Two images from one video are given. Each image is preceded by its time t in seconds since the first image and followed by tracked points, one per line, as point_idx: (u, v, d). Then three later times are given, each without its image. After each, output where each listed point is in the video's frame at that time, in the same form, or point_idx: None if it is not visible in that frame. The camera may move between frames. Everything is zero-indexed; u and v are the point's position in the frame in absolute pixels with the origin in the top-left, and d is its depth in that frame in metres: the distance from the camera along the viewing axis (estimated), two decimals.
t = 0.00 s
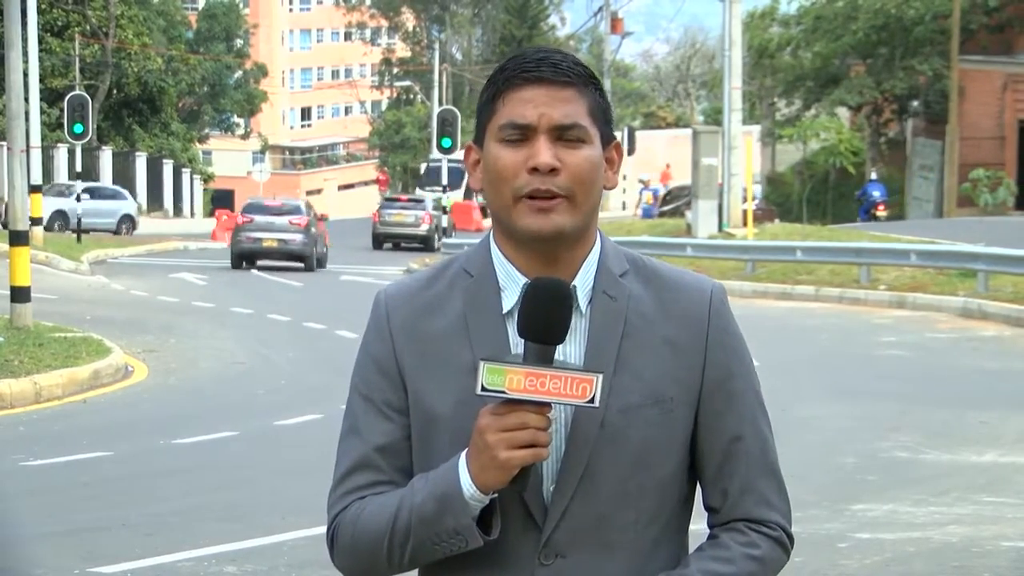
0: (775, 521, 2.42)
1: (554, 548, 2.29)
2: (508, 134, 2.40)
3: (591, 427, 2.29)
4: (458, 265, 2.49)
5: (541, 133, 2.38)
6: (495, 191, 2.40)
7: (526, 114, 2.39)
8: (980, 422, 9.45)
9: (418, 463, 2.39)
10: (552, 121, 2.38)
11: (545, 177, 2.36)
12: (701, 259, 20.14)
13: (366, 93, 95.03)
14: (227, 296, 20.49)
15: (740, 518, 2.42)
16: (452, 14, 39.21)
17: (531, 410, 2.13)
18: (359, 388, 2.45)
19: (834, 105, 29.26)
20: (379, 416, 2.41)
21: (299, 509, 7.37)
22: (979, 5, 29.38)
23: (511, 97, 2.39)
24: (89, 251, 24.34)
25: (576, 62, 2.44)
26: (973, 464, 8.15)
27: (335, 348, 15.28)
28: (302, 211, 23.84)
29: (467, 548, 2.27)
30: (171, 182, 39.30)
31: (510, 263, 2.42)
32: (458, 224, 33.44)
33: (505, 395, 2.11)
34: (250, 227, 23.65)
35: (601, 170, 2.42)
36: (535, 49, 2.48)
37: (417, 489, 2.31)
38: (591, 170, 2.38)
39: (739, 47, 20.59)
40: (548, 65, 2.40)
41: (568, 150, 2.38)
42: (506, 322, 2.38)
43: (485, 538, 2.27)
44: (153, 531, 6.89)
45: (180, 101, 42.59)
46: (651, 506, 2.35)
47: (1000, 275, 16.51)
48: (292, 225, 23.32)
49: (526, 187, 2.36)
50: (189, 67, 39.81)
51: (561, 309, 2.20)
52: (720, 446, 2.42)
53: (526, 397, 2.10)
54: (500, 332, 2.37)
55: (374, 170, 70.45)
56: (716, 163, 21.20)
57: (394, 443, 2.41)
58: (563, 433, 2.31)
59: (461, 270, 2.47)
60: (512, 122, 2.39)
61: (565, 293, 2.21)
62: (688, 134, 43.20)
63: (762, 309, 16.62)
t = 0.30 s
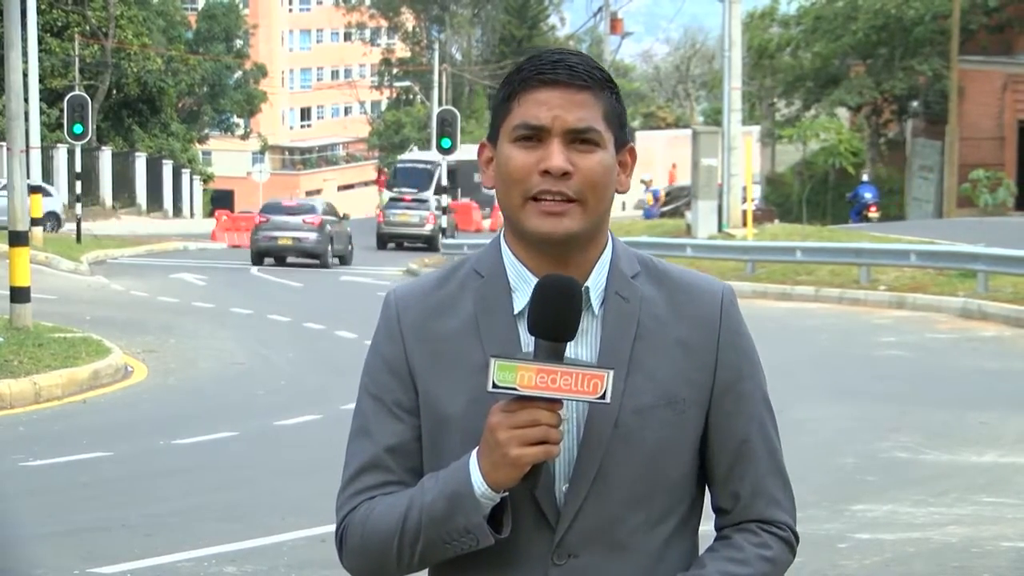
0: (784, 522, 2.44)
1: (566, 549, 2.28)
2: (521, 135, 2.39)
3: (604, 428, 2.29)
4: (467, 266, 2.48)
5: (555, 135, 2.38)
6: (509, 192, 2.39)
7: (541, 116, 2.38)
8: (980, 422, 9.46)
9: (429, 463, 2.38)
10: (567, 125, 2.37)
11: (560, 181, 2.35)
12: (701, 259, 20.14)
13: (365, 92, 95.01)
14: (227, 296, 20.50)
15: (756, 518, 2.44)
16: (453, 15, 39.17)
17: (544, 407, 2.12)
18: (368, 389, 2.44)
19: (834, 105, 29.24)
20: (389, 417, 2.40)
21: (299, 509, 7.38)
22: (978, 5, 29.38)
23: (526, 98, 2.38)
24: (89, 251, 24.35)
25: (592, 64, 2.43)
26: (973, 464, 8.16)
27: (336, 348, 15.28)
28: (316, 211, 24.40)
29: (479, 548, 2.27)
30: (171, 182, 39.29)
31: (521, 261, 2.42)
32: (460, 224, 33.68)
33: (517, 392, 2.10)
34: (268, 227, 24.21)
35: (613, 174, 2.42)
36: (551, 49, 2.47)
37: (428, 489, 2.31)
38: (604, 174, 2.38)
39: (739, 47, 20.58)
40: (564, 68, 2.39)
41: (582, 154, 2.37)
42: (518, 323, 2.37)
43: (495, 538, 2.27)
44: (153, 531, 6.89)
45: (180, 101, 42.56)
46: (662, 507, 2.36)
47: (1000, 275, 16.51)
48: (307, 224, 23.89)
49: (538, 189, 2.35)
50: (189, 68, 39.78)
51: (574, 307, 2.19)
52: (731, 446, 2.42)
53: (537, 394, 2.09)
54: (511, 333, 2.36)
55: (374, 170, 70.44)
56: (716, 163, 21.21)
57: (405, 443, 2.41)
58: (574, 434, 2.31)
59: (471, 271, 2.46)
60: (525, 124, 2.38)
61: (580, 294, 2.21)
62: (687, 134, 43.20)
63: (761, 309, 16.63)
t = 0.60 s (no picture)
0: (836, 523, 2.42)
1: (615, 548, 2.24)
2: (564, 141, 2.34)
3: (651, 431, 2.25)
4: (510, 267, 2.44)
5: (598, 142, 2.33)
6: (554, 197, 2.34)
7: (584, 123, 2.33)
8: (980, 422, 9.46)
9: (474, 463, 2.34)
10: (610, 130, 2.32)
11: (605, 187, 2.31)
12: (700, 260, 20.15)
13: (365, 92, 95.03)
14: (228, 296, 20.50)
15: (813, 516, 2.41)
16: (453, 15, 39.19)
17: (587, 406, 2.09)
18: (412, 390, 2.41)
19: (834, 105, 29.21)
20: (434, 418, 2.37)
21: (300, 509, 7.38)
22: (979, 5, 29.36)
23: (569, 104, 2.33)
24: (89, 251, 24.35)
25: (637, 66, 2.36)
26: (974, 464, 8.16)
27: (337, 349, 15.29)
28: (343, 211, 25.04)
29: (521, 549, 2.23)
30: (171, 183, 39.27)
31: (565, 264, 2.37)
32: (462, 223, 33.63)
33: (560, 391, 2.07)
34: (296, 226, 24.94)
35: (658, 180, 2.37)
36: (592, 51, 2.41)
37: (473, 487, 2.27)
38: (649, 179, 2.33)
39: (739, 47, 20.57)
40: (607, 72, 2.33)
41: (625, 160, 2.32)
42: (563, 323, 2.33)
43: (539, 537, 2.23)
44: (153, 530, 6.90)
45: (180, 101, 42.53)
46: (711, 506, 2.32)
47: (1000, 275, 16.51)
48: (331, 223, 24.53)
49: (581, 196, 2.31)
50: (189, 68, 39.73)
51: (619, 305, 2.16)
52: (778, 448, 2.39)
53: (581, 394, 2.06)
54: (556, 332, 2.31)
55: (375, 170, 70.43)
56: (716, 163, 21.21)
57: (447, 443, 2.37)
58: (623, 436, 2.26)
59: (516, 272, 2.42)
60: (568, 130, 2.33)
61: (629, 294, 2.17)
62: (687, 134, 43.22)
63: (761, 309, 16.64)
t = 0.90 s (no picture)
0: (917, 531, 2.41)
1: (687, 552, 2.25)
2: (631, 163, 2.31)
3: (730, 437, 2.26)
4: (591, 267, 2.45)
5: (662, 167, 2.29)
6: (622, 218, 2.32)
7: (646, 146, 2.30)
8: (981, 423, 9.47)
9: (547, 465, 2.36)
10: (673, 156, 2.28)
11: (666, 213, 2.28)
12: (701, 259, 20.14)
13: (365, 94, 95.04)
14: (228, 296, 20.49)
15: (896, 527, 2.40)
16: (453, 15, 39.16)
17: (656, 432, 2.06)
18: (488, 386, 2.42)
19: (834, 106, 29.21)
20: (507, 417, 2.38)
21: (301, 509, 7.39)
22: (979, 6, 29.39)
23: (635, 128, 2.29)
24: (89, 252, 24.36)
25: (707, 85, 2.30)
26: (974, 465, 8.16)
27: (338, 349, 15.30)
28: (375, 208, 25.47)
29: (585, 558, 2.24)
30: (171, 183, 39.23)
31: (642, 270, 2.37)
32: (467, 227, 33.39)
33: (630, 417, 2.05)
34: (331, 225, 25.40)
35: (726, 200, 2.33)
36: (664, 63, 2.36)
37: (542, 491, 2.28)
38: (713, 203, 2.29)
39: (739, 48, 20.54)
40: (673, 97, 2.28)
41: (689, 184, 2.29)
42: (640, 327, 2.34)
43: (604, 548, 2.24)
44: (153, 531, 6.90)
45: (180, 102, 42.51)
46: (785, 514, 2.32)
47: (1000, 275, 16.51)
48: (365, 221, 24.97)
49: (644, 220, 2.29)
50: (189, 68, 39.72)
51: (695, 326, 2.14)
52: (854, 458, 2.38)
53: (649, 422, 2.04)
54: (632, 338, 2.32)
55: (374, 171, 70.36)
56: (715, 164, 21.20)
57: (518, 442, 2.38)
58: (697, 448, 2.27)
59: (597, 273, 2.43)
60: (632, 153, 2.30)
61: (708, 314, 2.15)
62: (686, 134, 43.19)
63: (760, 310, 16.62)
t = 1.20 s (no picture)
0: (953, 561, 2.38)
1: (742, 552, 2.25)
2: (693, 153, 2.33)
3: (796, 443, 2.25)
4: (670, 257, 2.45)
5: (719, 159, 2.30)
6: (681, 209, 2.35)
7: (708, 138, 2.31)
8: (977, 423, 9.48)
9: (607, 451, 2.36)
10: (728, 150, 2.28)
11: (716, 204, 2.28)
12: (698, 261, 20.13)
13: (362, 96, 95.00)
14: (225, 298, 20.47)
15: (921, 538, 2.34)
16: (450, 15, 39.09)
17: (742, 430, 2.08)
18: (552, 365, 2.41)
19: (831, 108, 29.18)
20: (569, 399, 2.37)
21: (298, 510, 7.39)
22: (976, 6, 29.38)
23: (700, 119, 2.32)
24: (86, 253, 24.33)
25: (778, 79, 2.30)
26: (971, 466, 8.17)
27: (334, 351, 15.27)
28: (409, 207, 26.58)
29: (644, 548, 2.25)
30: (167, 184, 39.15)
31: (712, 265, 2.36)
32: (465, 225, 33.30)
33: (720, 413, 2.04)
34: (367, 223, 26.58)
35: (789, 200, 2.31)
36: (744, 63, 2.38)
37: (605, 479, 2.28)
38: (770, 201, 2.28)
39: (735, 49, 20.41)
40: (738, 90, 2.29)
41: (744, 180, 2.28)
42: (711, 324, 2.32)
43: (666, 540, 2.25)
44: (150, 531, 6.90)
45: (177, 102, 42.42)
46: (836, 523, 2.31)
47: (997, 277, 16.51)
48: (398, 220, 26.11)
49: (697, 211, 2.30)
50: (185, 69, 39.65)
51: (786, 329, 2.12)
52: (911, 479, 2.34)
53: (739, 419, 2.04)
54: (701, 332, 2.31)
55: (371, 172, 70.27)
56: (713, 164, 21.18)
57: (578, 426, 2.37)
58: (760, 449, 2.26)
59: (673, 262, 2.43)
60: (694, 142, 2.32)
61: (786, 314, 2.14)
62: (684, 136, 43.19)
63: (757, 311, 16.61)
